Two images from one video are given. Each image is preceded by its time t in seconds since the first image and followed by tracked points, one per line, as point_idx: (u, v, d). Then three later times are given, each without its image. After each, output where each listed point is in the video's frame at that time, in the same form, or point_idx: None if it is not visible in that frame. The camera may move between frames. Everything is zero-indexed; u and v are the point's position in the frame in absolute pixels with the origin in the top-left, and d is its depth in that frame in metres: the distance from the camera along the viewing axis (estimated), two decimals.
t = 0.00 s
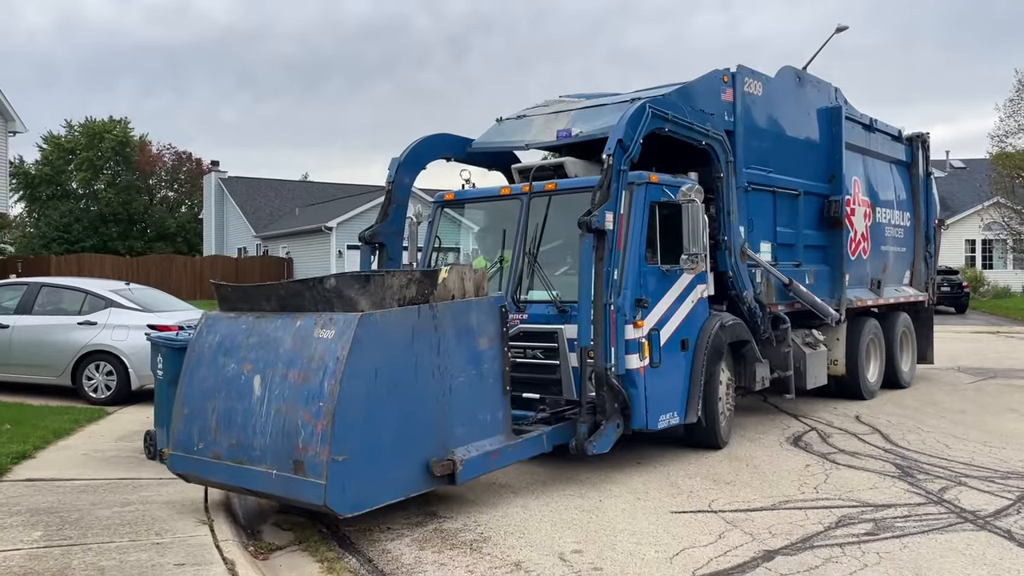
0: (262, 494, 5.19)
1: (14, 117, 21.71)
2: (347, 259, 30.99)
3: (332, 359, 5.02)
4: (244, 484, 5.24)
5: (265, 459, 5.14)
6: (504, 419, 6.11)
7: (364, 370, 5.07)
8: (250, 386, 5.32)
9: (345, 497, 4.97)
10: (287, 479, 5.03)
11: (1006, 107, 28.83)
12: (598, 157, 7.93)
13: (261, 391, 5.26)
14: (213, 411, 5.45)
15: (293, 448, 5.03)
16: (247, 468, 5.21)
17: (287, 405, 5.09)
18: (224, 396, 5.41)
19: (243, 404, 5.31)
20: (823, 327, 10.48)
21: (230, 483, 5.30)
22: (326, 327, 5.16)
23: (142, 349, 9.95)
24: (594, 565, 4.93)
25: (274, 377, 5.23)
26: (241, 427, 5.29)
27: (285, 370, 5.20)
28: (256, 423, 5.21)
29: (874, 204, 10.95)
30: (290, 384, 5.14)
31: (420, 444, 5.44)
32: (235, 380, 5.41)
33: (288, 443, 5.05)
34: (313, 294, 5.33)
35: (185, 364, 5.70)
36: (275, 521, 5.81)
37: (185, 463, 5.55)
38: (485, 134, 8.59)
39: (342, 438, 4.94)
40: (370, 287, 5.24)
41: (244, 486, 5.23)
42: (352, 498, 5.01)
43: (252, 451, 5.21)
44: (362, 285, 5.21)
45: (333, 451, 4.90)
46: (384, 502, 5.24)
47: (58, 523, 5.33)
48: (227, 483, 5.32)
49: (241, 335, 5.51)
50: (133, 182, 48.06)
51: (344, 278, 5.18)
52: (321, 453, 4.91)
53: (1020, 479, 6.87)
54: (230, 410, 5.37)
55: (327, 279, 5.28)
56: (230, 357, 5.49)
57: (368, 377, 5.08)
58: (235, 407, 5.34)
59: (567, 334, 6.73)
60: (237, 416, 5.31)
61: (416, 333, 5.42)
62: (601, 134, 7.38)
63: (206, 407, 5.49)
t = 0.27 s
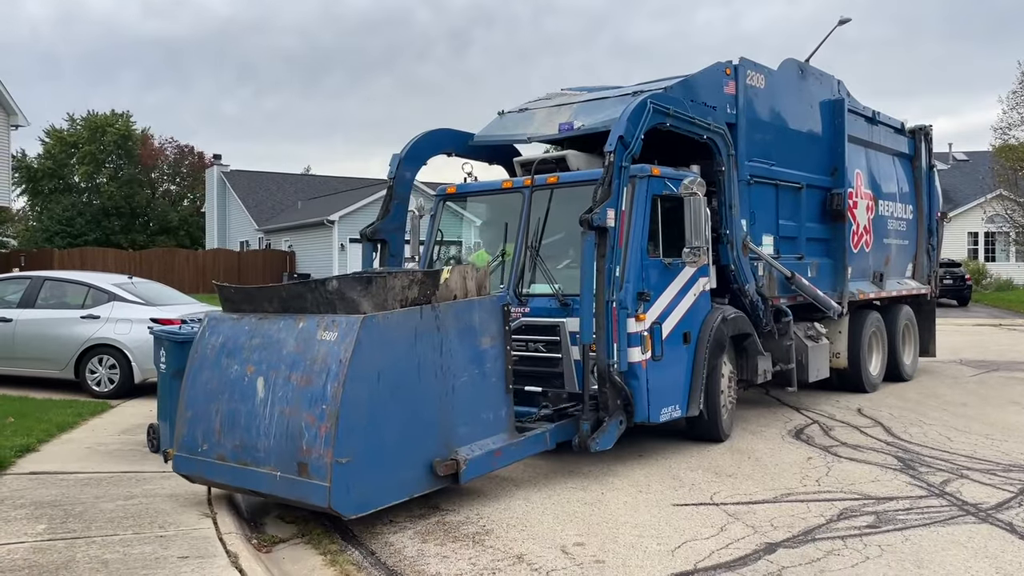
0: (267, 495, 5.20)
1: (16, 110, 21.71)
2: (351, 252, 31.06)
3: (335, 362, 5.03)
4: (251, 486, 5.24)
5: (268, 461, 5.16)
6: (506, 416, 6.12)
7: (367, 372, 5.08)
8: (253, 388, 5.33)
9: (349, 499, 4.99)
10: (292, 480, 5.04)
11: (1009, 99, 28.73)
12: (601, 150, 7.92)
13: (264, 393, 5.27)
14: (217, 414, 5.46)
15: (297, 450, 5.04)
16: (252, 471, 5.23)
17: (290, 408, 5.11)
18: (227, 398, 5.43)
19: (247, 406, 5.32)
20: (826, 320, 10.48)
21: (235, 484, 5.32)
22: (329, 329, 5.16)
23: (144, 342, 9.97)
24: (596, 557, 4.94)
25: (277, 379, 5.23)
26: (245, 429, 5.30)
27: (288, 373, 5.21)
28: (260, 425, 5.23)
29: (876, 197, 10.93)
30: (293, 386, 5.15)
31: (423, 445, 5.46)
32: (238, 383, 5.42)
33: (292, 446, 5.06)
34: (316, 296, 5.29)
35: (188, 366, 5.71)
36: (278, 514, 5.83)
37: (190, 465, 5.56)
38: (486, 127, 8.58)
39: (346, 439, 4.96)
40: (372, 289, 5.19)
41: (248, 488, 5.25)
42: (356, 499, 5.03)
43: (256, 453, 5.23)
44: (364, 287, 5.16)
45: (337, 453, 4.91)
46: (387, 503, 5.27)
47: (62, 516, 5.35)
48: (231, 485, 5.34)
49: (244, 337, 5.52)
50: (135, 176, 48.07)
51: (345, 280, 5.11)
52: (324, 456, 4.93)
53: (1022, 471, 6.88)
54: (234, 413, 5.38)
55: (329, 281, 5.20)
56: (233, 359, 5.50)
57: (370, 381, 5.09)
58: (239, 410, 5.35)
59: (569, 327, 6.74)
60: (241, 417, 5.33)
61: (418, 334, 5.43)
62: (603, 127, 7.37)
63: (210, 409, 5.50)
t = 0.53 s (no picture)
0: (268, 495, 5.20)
1: (16, 108, 21.69)
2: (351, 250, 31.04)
3: (335, 363, 5.03)
4: (252, 486, 5.24)
5: (269, 463, 5.16)
6: (507, 415, 6.11)
7: (367, 373, 5.08)
8: (253, 390, 5.34)
9: (349, 500, 5.00)
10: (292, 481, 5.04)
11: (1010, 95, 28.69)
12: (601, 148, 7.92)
13: (264, 395, 5.27)
14: (217, 415, 5.47)
15: (297, 451, 5.05)
16: (253, 472, 5.23)
17: (290, 409, 5.11)
18: (228, 399, 5.43)
19: (247, 408, 5.32)
20: (826, 317, 10.48)
21: (236, 485, 5.33)
22: (329, 330, 5.17)
23: (145, 340, 9.97)
24: (596, 555, 4.94)
25: (278, 381, 5.24)
26: (246, 430, 5.31)
27: (288, 375, 5.21)
28: (260, 427, 5.23)
29: (877, 194, 10.92)
30: (293, 387, 5.15)
31: (423, 446, 5.46)
32: (238, 385, 5.42)
33: (292, 448, 5.07)
34: (316, 298, 5.29)
35: (189, 367, 5.72)
36: (279, 512, 5.83)
37: (191, 466, 5.57)
38: (486, 125, 8.58)
39: (346, 440, 4.96)
40: (372, 290, 5.20)
41: (249, 489, 5.26)
42: (357, 501, 5.04)
43: (256, 455, 5.23)
44: (364, 288, 5.16)
45: (337, 455, 4.91)
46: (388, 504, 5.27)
47: (63, 514, 5.35)
48: (232, 486, 5.35)
49: (244, 338, 5.52)
50: (135, 174, 48.05)
51: (345, 281, 5.11)
52: (324, 458, 4.93)
53: (1022, 468, 6.88)
54: (234, 414, 5.38)
55: (328, 282, 5.21)
56: (233, 360, 5.50)
57: (370, 382, 5.09)
58: (239, 412, 5.36)
59: (569, 325, 6.74)
60: (241, 419, 5.33)
61: (419, 334, 5.43)
62: (604, 125, 7.36)
63: (211, 411, 5.50)
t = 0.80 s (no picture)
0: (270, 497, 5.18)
1: (13, 109, 21.66)
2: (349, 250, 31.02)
3: (334, 365, 5.02)
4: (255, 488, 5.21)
5: (269, 465, 5.16)
6: (506, 417, 6.11)
7: (366, 375, 5.08)
8: (252, 392, 5.33)
9: (349, 502, 5.00)
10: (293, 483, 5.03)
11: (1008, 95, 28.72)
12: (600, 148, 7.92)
13: (263, 397, 5.26)
14: (216, 418, 5.46)
15: (296, 454, 5.04)
16: (252, 474, 5.22)
17: (290, 411, 5.11)
18: (227, 401, 5.42)
19: (246, 410, 5.32)
20: (825, 317, 10.48)
21: (235, 487, 5.32)
22: (327, 332, 5.16)
23: (143, 341, 9.96)
24: (595, 556, 4.94)
25: (277, 383, 5.23)
26: (245, 432, 5.30)
27: (287, 377, 5.20)
28: (260, 429, 5.22)
29: (875, 193, 10.93)
30: (292, 389, 5.15)
31: (423, 447, 5.46)
32: (237, 387, 5.41)
33: (291, 450, 5.06)
34: (314, 299, 5.29)
35: (187, 370, 5.70)
36: (278, 513, 5.82)
37: (191, 468, 5.56)
38: (485, 125, 8.57)
39: (346, 442, 4.95)
40: (371, 292, 5.19)
41: (249, 491, 5.25)
42: (356, 502, 5.03)
43: (256, 458, 5.23)
44: (362, 290, 5.15)
45: (337, 457, 4.91)
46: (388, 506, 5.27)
47: (61, 515, 5.35)
48: (232, 488, 5.34)
49: (243, 340, 5.51)
50: (134, 174, 48.01)
51: (344, 283, 5.09)
52: (324, 460, 4.93)
53: (1021, 468, 6.88)
54: (233, 417, 5.37)
55: (327, 284, 5.21)
56: (232, 362, 5.49)
57: (369, 384, 5.09)
58: (239, 414, 5.35)
59: (568, 326, 6.74)
60: (241, 421, 5.33)
61: (418, 336, 5.42)
62: (602, 125, 7.35)
63: (210, 414, 5.49)
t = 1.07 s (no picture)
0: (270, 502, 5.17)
1: (9, 111, 21.63)
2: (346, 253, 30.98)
3: (334, 369, 5.02)
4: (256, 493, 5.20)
5: (269, 469, 5.15)
6: (505, 420, 6.10)
7: (366, 379, 5.07)
8: (252, 397, 5.32)
9: (349, 506, 4.99)
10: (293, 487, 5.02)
11: (1003, 97, 28.79)
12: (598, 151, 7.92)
13: (263, 401, 5.25)
14: (216, 422, 5.45)
15: (297, 458, 5.03)
16: (253, 479, 5.21)
17: (290, 416, 5.10)
18: (227, 406, 5.41)
19: (246, 414, 5.31)
20: (822, 319, 10.50)
21: (235, 491, 5.31)
22: (327, 337, 5.16)
23: (139, 344, 9.95)
24: (592, 558, 4.93)
25: (277, 387, 5.22)
26: (245, 437, 5.29)
27: (287, 382, 5.19)
28: (260, 433, 5.22)
29: (872, 196, 10.95)
30: (292, 394, 5.14)
31: (422, 451, 5.46)
32: (237, 392, 5.40)
33: (291, 454, 5.05)
34: (314, 304, 5.26)
35: (187, 375, 5.70)
36: (274, 516, 5.81)
37: (190, 472, 5.54)
38: (483, 129, 8.58)
39: (346, 447, 4.95)
40: (371, 297, 5.16)
41: (249, 495, 5.24)
42: (356, 506, 5.03)
43: (257, 462, 5.22)
44: (362, 295, 5.12)
45: (337, 461, 4.90)
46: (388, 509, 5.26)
47: (57, 519, 5.33)
48: (232, 492, 5.33)
49: (243, 345, 5.50)
50: (130, 177, 47.95)
51: (343, 288, 5.08)
52: (324, 464, 4.92)
53: (1017, 469, 6.89)
54: (233, 421, 5.36)
55: (326, 289, 5.18)
56: (232, 367, 5.48)
57: (369, 388, 5.08)
58: (238, 418, 5.34)
59: (566, 328, 6.73)
60: (241, 425, 5.31)
61: (417, 340, 5.42)
62: (600, 128, 7.36)
63: (209, 418, 5.48)
